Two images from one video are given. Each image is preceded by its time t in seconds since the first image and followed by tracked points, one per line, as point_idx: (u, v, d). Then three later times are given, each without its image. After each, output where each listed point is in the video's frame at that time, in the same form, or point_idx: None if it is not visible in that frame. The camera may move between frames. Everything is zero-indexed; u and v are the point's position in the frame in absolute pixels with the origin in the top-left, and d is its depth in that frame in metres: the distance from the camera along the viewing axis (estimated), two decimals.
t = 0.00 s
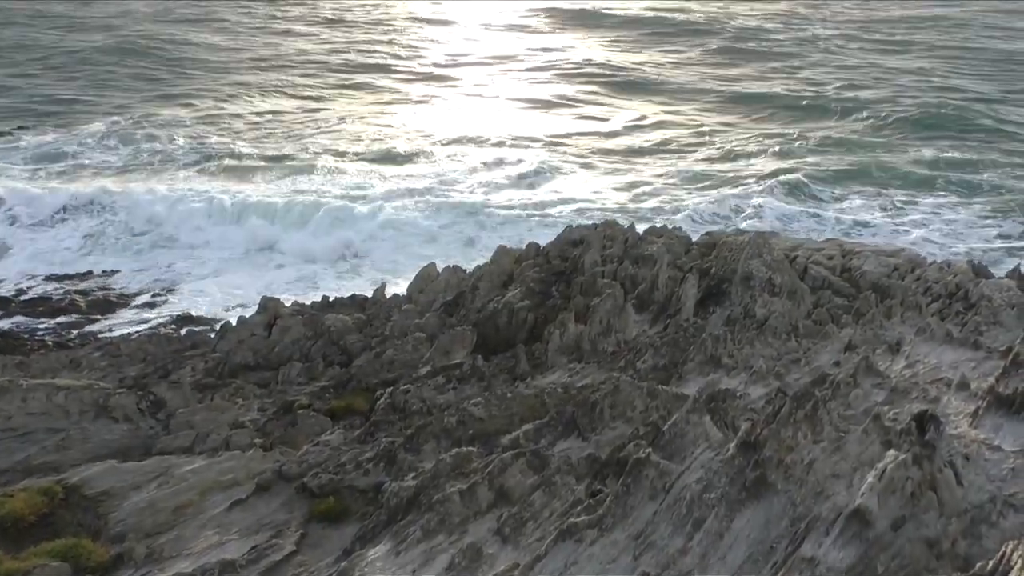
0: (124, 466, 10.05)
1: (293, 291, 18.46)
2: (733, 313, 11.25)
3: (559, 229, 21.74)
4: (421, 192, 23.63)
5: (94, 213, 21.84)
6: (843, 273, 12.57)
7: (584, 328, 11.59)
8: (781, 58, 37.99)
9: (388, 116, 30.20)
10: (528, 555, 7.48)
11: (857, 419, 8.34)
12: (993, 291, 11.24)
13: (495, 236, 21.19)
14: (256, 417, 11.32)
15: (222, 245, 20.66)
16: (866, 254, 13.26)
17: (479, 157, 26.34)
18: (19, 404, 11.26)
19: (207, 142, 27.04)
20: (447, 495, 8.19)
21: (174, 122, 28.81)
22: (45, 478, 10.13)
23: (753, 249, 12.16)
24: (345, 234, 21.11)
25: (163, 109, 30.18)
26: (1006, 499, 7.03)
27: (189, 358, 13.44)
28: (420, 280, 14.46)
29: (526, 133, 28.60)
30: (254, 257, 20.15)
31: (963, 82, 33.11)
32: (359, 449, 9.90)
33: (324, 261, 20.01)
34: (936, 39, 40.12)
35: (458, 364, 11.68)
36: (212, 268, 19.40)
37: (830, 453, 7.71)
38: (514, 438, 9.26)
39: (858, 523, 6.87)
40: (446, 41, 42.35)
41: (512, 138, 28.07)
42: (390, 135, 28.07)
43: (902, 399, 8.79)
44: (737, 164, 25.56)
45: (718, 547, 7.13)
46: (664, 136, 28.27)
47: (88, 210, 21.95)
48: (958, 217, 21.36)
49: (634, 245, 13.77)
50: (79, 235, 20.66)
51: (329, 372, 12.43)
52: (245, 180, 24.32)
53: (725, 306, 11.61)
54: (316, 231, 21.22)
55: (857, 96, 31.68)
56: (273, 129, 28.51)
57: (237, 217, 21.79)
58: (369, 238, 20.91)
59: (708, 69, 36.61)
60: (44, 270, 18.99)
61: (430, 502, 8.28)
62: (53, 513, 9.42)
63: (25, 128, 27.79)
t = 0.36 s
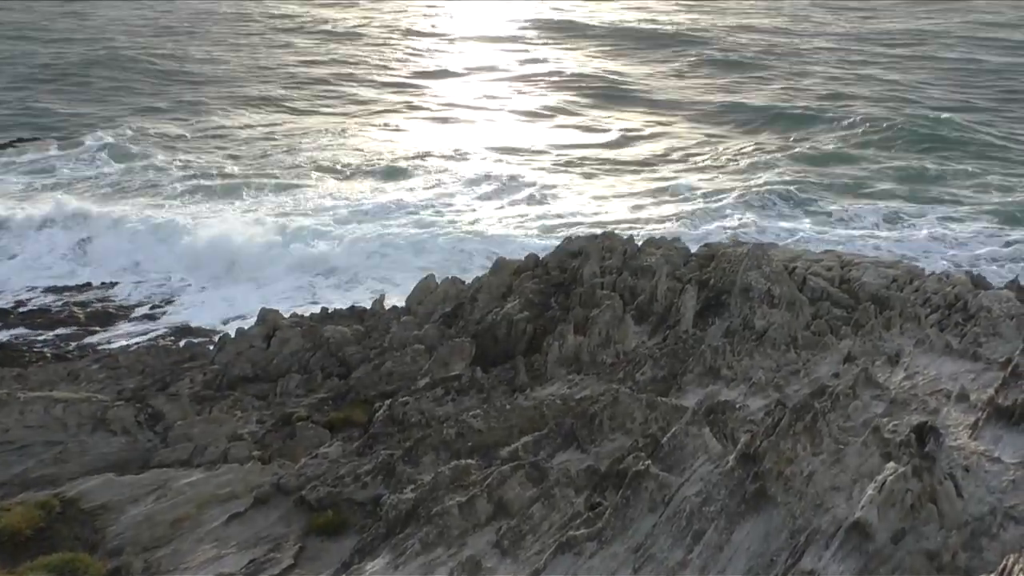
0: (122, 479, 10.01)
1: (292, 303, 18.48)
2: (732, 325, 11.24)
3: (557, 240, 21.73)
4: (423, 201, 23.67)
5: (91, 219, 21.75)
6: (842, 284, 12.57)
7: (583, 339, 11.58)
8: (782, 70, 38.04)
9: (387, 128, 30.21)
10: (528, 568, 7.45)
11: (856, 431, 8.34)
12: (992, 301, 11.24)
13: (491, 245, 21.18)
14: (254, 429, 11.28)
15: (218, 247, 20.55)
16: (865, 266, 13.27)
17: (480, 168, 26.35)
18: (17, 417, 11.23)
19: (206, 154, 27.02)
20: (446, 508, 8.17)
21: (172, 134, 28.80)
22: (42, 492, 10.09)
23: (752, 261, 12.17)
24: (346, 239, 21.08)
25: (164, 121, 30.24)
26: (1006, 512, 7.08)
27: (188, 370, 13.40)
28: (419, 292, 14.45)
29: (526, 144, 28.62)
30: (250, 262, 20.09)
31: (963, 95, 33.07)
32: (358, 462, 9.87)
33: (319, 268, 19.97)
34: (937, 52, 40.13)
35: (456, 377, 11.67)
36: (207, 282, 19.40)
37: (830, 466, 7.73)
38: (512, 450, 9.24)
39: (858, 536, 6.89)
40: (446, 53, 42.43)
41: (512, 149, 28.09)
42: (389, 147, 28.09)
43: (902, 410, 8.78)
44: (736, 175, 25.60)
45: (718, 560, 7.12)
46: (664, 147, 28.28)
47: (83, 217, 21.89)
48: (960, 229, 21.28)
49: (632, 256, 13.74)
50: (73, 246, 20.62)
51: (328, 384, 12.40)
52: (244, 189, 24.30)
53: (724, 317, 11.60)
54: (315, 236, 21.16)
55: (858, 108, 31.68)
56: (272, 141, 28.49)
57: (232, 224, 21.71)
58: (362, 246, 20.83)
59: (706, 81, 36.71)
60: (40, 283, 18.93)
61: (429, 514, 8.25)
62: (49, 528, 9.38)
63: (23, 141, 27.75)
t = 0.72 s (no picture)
0: (118, 491, 9.98)
1: (288, 315, 18.46)
2: (730, 335, 11.22)
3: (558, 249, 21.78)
4: (425, 211, 23.69)
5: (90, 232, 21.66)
6: (840, 294, 12.56)
7: (581, 350, 11.57)
8: (780, 81, 38.12)
9: (386, 139, 30.24)
10: None
11: (854, 441, 8.33)
12: (990, 312, 11.23)
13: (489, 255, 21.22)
14: (252, 440, 11.25)
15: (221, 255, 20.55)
16: (862, 276, 13.26)
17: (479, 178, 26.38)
18: (13, 430, 11.19)
19: (205, 165, 27.03)
20: (443, 520, 8.14)
21: (170, 145, 28.80)
22: (38, 504, 10.05)
23: (750, 271, 12.16)
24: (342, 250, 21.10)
25: (163, 132, 30.28)
26: (1005, 523, 7.07)
27: (185, 382, 13.36)
28: (416, 303, 14.43)
29: (524, 155, 28.65)
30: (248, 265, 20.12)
31: (962, 106, 33.11)
32: (355, 474, 9.84)
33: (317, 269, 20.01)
34: (935, 63, 40.21)
35: (454, 388, 11.63)
36: (209, 290, 19.36)
37: (829, 477, 7.72)
38: (510, 461, 9.21)
39: (858, 547, 6.90)
40: (444, 65, 42.53)
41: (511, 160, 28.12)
42: (387, 158, 28.13)
43: (900, 421, 8.76)
44: (736, 185, 25.65)
45: (717, 572, 7.12)
46: (664, 158, 28.32)
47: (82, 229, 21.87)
48: (960, 240, 21.29)
49: (631, 266, 13.72)
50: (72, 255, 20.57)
51: (326, 395, 12.36)
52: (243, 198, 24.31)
53: (722, 328, 11.59)
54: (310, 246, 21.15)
55: (856, 119, 31.73)
56: (270, 152, 28.49)
57: (230, 234, 21.73)
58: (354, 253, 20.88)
59: (703, 92, 36.80)
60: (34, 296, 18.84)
61: (426, 527, 8.21)
62: (45, 541, 9.35)
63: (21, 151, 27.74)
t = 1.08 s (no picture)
0: (115, 503, 9.95)
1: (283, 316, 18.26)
2: (729, 344, 11.22)
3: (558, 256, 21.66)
4: (422, 217, 23.59)
5: (79, 240, 21.39)
6: (838, 303, 12.57)
7: (579, 360, 11.55)
8: (777, 90, 38.22)
9: (383, 147, 30.23)
10: None
11: (853, 451, 8.34)
12: (988, 320, 11.23)
13: (488, 261, 21.12)
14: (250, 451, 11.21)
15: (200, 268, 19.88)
16: (860, 285, 13.27)
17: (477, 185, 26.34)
18: (10, 441, 11.16)
19: (202, 171, 26.93)
20: (442, 532, 8.12)
21: (168, 154, 28.74)
22: (34, 516, 10.01)
23: (748, 280, 12.17)
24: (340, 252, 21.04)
25: (162, 141, 30.26)
26: (1005, 532, 7.10)
27: (183, 392, 13.32)
28: (414, 313, 14.41)
29: (522, 164, 28.65)
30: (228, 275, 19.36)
31: (959, 115, 33.21)
32: (353, 485, 9.82)
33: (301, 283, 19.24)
34: (932, 72, 40.34)
35: (452, 398, 11.60)
36: (187, 301, 18.53)
37: (828, 487, 7.72)
38: (509, 471, 9.20)
39: (857, 558, 6.94)
40: (442, 74, 42.60)
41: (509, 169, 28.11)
42: (386, 166, 28.10)
43: (899, 430, 8.76)
44: (733, 194, 25.68)
45: None
46: (661, 167, 28.34)
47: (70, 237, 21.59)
48: (960, 249, 21.32)
49: (629, 275, 13.72)
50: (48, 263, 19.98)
51: (324, 406, 12.33)
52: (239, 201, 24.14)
53: (721, 337, 11.58)
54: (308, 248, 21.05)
55: (855, 128, 31.80)
56: (268, 159, 28.43)
57: (218, 243, 21.19)
58: (349, 261, 20.50)
59: (701, 101, 36.88)
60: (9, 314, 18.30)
61: (425, 538, 8.19)
62: (42, 553, 9.32)
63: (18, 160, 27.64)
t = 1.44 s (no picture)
0: (114, 515, 9.93)
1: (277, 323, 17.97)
2: (727, 353, 11.23)
3: (558, 263, 21.39)
4: (420, 226, 23.52)
5: (68, 250, 21.10)
6: (835, 311, 12.60)
7: (577, 369, 11.55)
8: (774, 100, 38.34)
9: (381, 159, 30.25)
10: None
11: (852, 460, 8.36)
12: (985, 328, 11.26)
13: (487, 268, 20.91)
14: (248, 461, 11.20)
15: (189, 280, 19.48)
16: (858, 293, 13.30)
17: (477, 196, 26.35)
18: (7, 452, 11.12)
19: (201, 183, 26.93)
20: (441, 542, 8.12)
21: (166, 165, 28.73)
22: (32, 528, 9.98)
23: (746, 288, 12.20)
24: (338, 259, 20.92)
25: (161, 152, 30.30)
26: (1004, 541, 7.15)
27: (181, 402, 13.30)
28: (412, 323, 14.42)
29: (521, 175, 28.69)
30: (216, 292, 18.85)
31: (957, 124, 33.30)
32: (352, 495, 9.82)
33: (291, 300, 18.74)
34: (930, 82, 40.47)
35: (451, 407, 11.61)
36: (177, 309, 18.21)
37: (827, 496, 7.74)
38: (508, 481, 9.20)
39: (857, 567, 6.96)
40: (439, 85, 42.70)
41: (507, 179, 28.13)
42: (385, 176, 28.14)
43: (897, 439, 8.77)
44: (732, 203, 25.72)
45: None
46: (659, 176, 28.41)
47: (61, 246, 21.32)
48: (958, 257, 21.36)
49: (627, 284, 13.75)
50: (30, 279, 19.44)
51: (322, 415, 12.33)
52: (238, 211, 24.12)
53: (718, 345, 11.60)
54: (306, 256, 20.95)
55: (853, 138, 31.89)
56: (266, 171, 28.42)
57: (209, 255, 20.87)
58: (343, 273, 20.18)
59: (698, 110, 36.98)
60: None
61: (424, 548, 8.19)
62: (39, 564, 9.28)
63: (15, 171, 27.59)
